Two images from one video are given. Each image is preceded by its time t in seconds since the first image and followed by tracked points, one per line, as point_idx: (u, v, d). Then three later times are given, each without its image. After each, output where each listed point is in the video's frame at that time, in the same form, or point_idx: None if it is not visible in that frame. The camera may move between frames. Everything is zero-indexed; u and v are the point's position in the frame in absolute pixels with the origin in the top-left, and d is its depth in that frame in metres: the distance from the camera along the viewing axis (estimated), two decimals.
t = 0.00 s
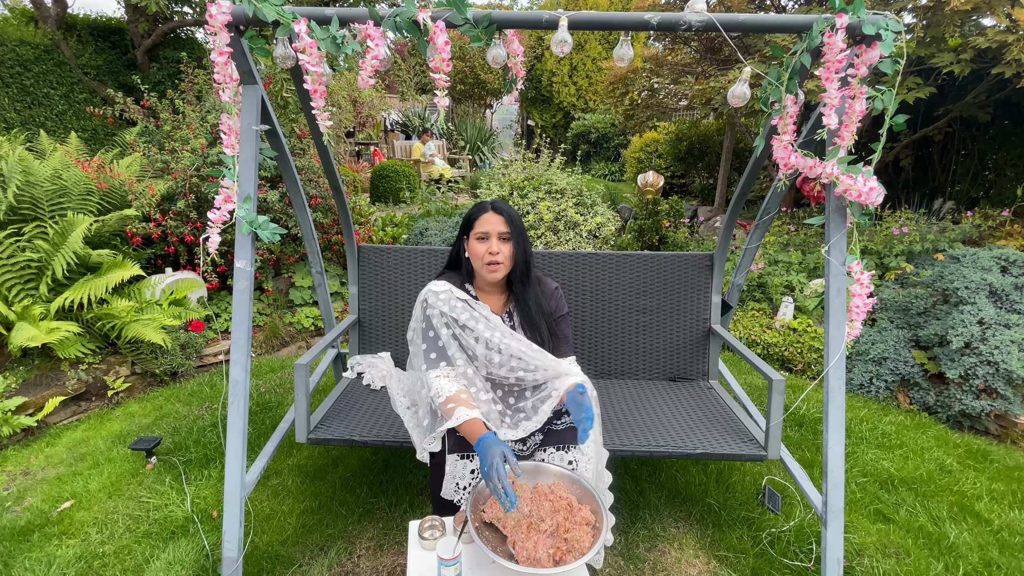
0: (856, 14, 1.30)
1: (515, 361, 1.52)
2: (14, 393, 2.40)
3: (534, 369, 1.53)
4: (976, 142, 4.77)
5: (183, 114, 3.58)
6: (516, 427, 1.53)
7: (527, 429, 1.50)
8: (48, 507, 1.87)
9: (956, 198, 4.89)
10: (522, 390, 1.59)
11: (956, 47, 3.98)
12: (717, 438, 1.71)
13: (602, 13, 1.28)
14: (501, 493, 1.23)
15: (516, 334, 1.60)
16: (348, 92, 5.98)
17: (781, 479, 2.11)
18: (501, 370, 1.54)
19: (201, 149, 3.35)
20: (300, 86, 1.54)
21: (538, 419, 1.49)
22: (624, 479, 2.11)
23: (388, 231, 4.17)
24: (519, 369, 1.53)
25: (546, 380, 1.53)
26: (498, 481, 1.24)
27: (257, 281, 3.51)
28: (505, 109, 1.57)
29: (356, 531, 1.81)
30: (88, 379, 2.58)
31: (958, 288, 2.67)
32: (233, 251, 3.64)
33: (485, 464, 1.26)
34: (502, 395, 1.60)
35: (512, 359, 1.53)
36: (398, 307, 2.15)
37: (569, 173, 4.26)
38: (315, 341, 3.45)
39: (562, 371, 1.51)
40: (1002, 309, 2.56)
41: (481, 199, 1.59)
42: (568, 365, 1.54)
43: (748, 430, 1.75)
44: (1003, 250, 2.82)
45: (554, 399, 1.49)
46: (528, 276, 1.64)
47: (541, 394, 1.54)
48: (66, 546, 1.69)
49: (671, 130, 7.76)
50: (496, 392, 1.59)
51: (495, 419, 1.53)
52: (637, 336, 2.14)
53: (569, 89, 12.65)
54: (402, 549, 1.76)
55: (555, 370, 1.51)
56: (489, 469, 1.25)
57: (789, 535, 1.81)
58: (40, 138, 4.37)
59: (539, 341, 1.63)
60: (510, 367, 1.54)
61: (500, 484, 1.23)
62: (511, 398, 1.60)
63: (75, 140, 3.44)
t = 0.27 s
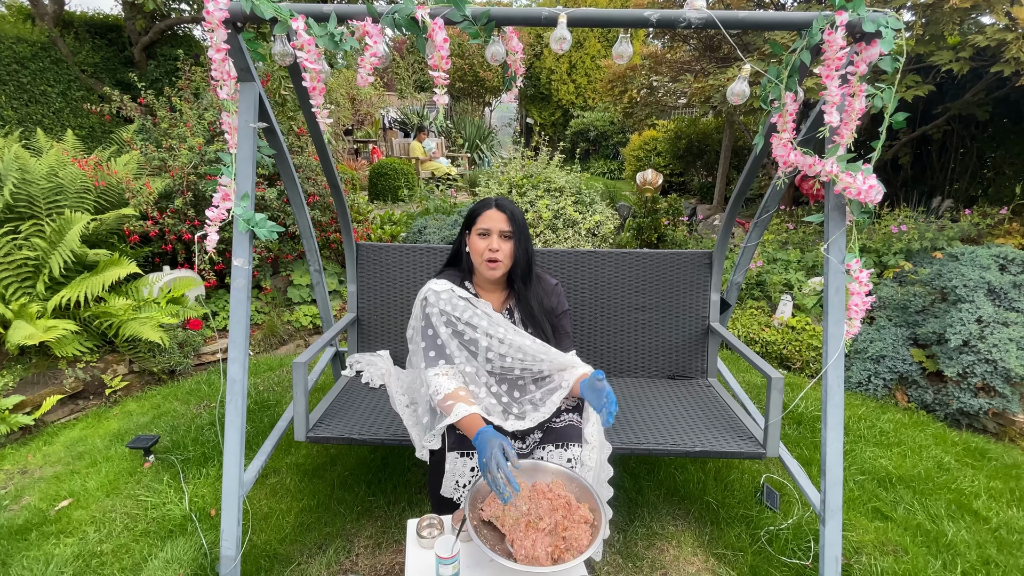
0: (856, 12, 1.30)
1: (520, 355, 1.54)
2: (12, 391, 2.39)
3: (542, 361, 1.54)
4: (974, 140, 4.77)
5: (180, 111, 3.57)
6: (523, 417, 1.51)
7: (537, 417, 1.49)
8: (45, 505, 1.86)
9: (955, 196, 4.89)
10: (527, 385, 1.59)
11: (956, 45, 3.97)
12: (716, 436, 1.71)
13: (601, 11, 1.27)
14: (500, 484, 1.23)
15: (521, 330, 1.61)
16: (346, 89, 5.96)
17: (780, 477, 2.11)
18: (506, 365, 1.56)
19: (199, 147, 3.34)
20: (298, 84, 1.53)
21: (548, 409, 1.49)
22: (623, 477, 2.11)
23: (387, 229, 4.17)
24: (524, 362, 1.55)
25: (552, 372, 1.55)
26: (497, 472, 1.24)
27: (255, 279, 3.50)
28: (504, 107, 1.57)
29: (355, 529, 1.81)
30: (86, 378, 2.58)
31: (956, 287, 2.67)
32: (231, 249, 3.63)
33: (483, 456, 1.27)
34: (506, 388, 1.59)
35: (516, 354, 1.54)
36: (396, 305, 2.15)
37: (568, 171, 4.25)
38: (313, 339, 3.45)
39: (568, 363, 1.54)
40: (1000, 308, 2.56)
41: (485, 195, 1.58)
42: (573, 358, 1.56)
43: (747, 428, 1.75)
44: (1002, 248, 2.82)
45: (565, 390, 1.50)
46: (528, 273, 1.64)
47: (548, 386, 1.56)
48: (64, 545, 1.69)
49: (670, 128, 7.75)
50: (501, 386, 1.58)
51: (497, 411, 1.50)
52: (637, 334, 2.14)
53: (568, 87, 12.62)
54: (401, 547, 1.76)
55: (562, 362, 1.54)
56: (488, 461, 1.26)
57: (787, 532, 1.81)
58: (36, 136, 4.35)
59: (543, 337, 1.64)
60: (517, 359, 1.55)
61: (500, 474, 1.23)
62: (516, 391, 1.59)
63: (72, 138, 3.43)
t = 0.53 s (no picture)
0: (856, 9, 1.30)
1: (516, 357, 1.54)
2: (10, 390, 2.39)
3: (537, 368, 1.55)
4: (974, 138, 4.77)
5: (178, 108, 3.56)
6: (514, 422, 1.53)
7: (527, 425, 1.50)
8: (44, 504, 1.86)
9: (954, 194, 4.89)
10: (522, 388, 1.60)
11: (956, 43, 3.97)
12: (716, 433, 1.71)
13: (601, 8, 1.26)
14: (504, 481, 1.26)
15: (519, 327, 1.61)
16: (344, 87, 5.94)
17: (778, 475, 2.11)
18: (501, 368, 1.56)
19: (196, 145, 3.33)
20: (296, 81, 1.53)
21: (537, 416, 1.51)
22: (622, 475, 2.11)
23: (386, 227, 4.16)
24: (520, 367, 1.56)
25: (546, 379, 1.55)
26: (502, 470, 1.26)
27: (254, 277, 3.49)
28: (503, 104, 1.56)
29: (354, 527, 1.81)
30: (84, 376, 2.57)
31: (955, 285, 2.67)
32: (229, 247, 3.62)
33: (486, 454, 1.29)
34: (500, 391, 1.60)
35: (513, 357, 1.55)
36: (396, 303, 2.14)
37: (567, 169, 4.24)
38: (312, 337, 3.44)
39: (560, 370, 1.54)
40: (999, 306, 2.56)
41: (494, 195, 1.53)
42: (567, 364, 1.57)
43: (746, 425, 1.75)
44: (1001, 246, 2.82)
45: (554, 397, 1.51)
46: (532, 275, 1.65)
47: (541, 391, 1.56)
48: (62, 543, 1.69)
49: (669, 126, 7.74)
50: (495, 389, 1.60)
51: (495, 411, 1.51)
52: (636, 332, 2.14)
53: (567, 85, 12.60)
54: (400, 546, 1.76)
55: (554, 371, 1.54)
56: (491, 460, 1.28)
57: (786, 530, 1.81)
58: (33, 133, 4.34)
59: (543, 337, 1.65)
60: (512, 365, 1.56)
61: (503, 473, 1.26)
62: (510, 394, 1.60)
63: (69, 135, 3.41)
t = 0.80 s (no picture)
0: (858, 6, 1.29)
1: (514, 360, 1.53)
2: (9, 388, 2.38)
3: (534, 374, 1.54)
4: (974, 136, 4.76)
5: (177, 106, 3.55)
6: (508, 426, 1.54)
7: (520, 430, 1.52)
8: (44, 502, 1.86)
9: (954, 192, 4.89)
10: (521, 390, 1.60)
11: (957, 41, 3.96)
12: (715, 431, 1.71)
13: (602, 5, 1.26)
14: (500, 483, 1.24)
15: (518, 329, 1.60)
16: (344, 84, 5.93)
17: (779, 473, 2.11)
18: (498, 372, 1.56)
19: (195, 142, 3.32)
20: (295, 78, 1.52)
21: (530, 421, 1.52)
22: (622, 472, 2.11)
23: (385, 225, 4.15)
24: (518, 371, 1.56)
25: (541, 385, 1.55)
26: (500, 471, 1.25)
27: (253, 275, 3.49)
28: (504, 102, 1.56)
29: (354, 525, 1.80)
30: (83, 374, 2.57)
31: (955, 283, 2.67)
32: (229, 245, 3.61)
33: (484, 453, 1.28)
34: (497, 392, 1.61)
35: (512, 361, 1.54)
36: (396, 300, 2.14)
37: (567, 167, 4.23)
38: (312, 336, 3.44)
39: (556, 377, 1.53)
40: (999, 304, 2.56)
41: (504, 201, 1.51)
42: (566, 371, 1.55)
43: (747, 423, 1.75)
44: (1001, 244, 2.82)
45: (547, 403, 1.50)
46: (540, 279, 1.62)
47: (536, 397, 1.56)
48: (62, 541, 1.69)
49: (669, 123, 7.73)
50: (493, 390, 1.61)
51: (495, 412, 1.52)
52: (637, 330, 2.14)
53: (567, 82, 12.58)
54: (400, 544, 1.75)
55: (550, 377, 1.53)
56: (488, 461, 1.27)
57: (786, 528, 1.81)
58: (32, 131, 4.33)
59: (544, 340, 1.65)
60: (508, 368, 1.56)
61: (500, 473, 1.24)
62: (506, 399, 1.62)
63: (68, 133, 3.41)
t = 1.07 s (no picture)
0: (861, 1, 1.29)
1: (516, 361, 1.53)
2: (9, 385, 2.38)
3: (534, 376, 1.54)
4: (975, 133, 4.76)
5: (176, 102, 3.54)
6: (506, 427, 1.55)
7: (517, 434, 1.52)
8: (45, 499, 1.86)
9: (955, 189, 4.88)
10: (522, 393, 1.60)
11: (959, 37, 3.95)
12: (717, 428, 1.71)
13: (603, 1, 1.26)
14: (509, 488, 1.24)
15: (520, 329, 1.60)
16: (343, 80, 5.91)
17: (779, 470, 2.12)
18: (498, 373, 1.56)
19: (194, 139, 3.31)
20: (295, 74, 1.52)
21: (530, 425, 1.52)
22: (623, 469, 2.11)
23: (385, 222, 4.15)
24: (518, 372, 1.56)
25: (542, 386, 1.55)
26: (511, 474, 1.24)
27: (253, 272, 3.48)
28: (505, 98, 1.55)
29: (355, 522, 1.81)
30: (84, 371, 2.56)
31: (956, 280, 2.66)
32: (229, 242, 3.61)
33: (492, 454, 1.25)
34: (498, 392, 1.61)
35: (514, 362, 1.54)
36: (397, 297, 2.14)
37: (567, 163, 4.22)
38: (312, 333, 3.44)
39: (557, 381, 1.53)
40: (1000, 302, 2.56)
41: (506, 193, 1.54)
42: (567, 374, 1.55)
43: (748, 420, 1.75)
44: (1002, 241, 2.81)
45: (546, 409, 1.51)
46: (543, 276, 1.61)
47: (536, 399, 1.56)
48: (64, 538, 1.69)
49: (670, 120, 7.71)
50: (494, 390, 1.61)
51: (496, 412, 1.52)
52: (638, 328, 2.13)
53: (567, 79, 12.55)
54: (401, 540, 1.76)
55: (550, 380, 1.53)
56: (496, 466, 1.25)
57: (786, 525, 1.82)
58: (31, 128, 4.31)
59: (546, 341, 1.64)
60: (508, 370, 1.56)
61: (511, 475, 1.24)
62: (507, 400, 1.62)
63: (67, 130, 3.40)
